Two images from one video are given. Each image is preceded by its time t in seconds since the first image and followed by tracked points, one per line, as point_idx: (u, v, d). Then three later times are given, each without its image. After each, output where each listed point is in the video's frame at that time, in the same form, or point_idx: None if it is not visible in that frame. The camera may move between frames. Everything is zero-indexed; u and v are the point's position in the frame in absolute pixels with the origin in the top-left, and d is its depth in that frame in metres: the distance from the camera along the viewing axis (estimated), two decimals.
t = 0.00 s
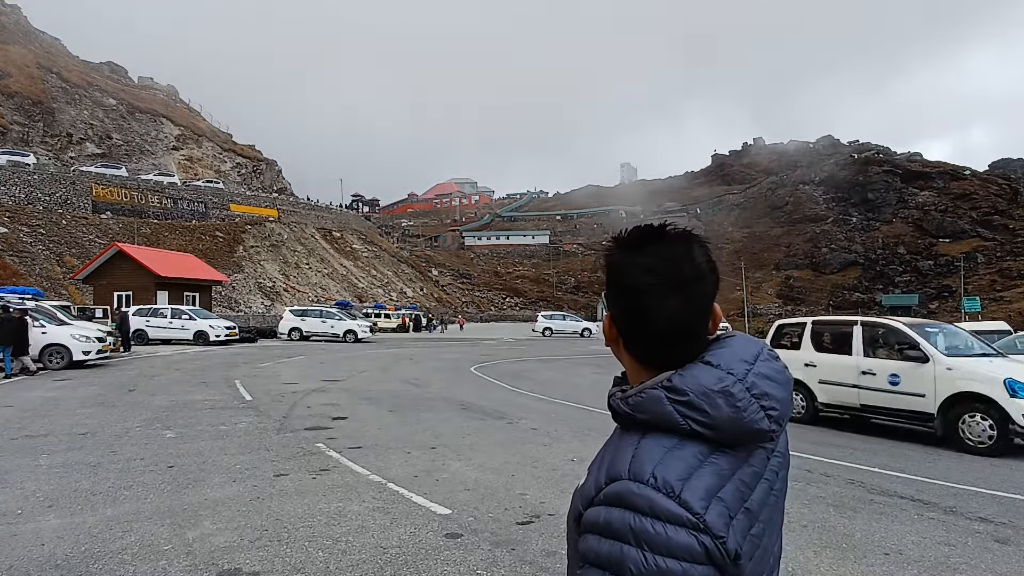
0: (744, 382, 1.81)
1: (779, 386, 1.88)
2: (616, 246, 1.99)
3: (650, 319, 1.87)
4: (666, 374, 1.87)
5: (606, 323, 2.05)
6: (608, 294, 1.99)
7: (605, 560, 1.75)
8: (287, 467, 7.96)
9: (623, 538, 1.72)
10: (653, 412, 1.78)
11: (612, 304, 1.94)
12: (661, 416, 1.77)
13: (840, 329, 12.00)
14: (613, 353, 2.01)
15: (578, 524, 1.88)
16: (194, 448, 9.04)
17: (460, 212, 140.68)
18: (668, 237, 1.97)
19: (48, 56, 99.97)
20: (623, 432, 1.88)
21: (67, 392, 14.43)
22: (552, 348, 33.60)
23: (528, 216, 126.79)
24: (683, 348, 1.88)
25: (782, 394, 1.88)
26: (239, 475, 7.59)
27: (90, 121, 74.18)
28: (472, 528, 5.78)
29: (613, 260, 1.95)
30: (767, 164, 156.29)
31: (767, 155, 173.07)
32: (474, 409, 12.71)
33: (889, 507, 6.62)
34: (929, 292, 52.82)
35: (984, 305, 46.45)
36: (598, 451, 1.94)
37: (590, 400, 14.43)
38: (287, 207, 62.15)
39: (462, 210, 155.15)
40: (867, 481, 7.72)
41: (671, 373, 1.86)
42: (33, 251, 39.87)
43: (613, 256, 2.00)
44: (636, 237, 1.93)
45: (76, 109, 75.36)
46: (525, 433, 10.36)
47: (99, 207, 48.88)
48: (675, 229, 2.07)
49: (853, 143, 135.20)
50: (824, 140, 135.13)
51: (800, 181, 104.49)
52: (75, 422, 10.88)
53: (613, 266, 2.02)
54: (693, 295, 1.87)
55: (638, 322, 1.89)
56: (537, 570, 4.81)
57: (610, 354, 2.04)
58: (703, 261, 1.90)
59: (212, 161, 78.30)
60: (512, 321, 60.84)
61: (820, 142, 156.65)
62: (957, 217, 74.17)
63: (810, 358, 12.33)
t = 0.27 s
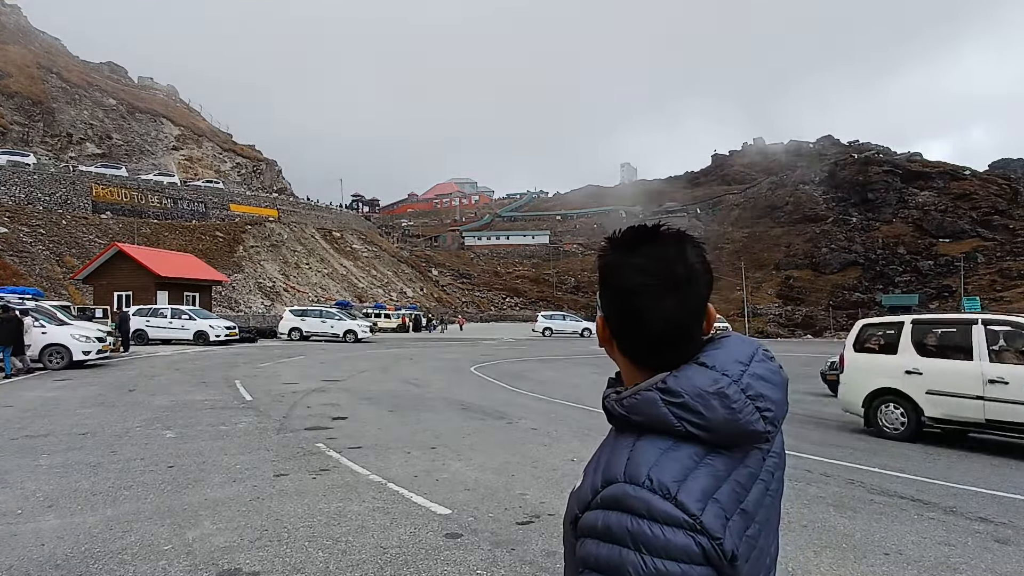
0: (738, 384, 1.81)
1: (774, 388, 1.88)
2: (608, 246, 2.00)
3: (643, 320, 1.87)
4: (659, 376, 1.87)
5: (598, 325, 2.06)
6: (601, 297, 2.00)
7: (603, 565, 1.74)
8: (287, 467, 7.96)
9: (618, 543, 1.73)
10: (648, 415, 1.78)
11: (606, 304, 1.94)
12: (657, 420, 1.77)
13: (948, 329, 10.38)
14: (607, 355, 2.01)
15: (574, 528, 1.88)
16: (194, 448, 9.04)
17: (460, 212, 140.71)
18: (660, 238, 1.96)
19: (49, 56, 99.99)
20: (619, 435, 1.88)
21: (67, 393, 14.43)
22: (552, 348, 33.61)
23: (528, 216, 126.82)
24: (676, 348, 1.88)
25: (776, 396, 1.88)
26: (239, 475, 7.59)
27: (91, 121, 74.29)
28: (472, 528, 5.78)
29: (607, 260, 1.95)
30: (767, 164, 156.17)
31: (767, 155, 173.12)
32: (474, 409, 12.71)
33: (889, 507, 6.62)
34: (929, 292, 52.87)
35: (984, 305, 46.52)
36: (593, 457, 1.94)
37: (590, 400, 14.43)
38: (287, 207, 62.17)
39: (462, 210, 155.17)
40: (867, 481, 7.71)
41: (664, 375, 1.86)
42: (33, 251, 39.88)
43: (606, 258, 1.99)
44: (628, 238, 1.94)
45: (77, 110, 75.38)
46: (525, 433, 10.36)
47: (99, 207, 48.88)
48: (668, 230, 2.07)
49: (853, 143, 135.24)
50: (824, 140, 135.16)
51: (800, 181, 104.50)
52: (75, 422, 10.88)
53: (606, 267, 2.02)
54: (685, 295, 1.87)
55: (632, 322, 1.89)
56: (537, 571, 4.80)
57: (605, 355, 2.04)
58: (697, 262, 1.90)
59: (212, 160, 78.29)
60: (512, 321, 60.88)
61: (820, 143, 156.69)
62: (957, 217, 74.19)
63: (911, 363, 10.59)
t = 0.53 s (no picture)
0: (740, 385, 1.81)
1: (777, 390, 1.88)
2: (609, 246, 2.00)
3: (645, 323, 1.87)
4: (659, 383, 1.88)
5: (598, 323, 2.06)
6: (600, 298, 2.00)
7: (603, 566, 1.74)
8: (287, 467, 7.96)
9: (619, 546, 1.73)
10: (649, 416, 1.79)
11: (605, 304, 1.95)
12: (657, 421, 1.78)
13: None
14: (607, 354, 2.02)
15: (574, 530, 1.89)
16: (194, 447, 9.04)
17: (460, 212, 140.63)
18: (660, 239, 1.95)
19: (48, 57, 99.93)
20: (619, 436, 1.88)
21: (67, 393, 14.42)
22: (552, 348, 33.59)
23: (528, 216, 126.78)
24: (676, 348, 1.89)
25: (780, 398, 1.88)
26: (239, 475, 7.59)
27: (91, 121, 74.28)
28: (472, 528, 5.78)
29: (608, 261, 1.95)
30: (768, 164, 155.98)
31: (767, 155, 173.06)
32: (474, 409, 12.69)
33: (889, 507, 6.63)
34: (929, 292, 52.91)
35: (984, 306, 46.58)
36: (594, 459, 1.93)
37: (590, 400, 14.43)
38: (287, 207, 62.14)
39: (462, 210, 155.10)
40: (867, 481, 7.71)
41: (666, 375, 1.86)
42: (33, 251, 39.84)
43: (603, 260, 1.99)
44: (630, 238, 1.93)
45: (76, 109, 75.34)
46: (526, 433, 10.36)
47: (99, 207, 48.84)
48: (672, 226, 2.07)
49: (853, 143, 135.25)
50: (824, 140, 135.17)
51: (800, 181, 104.47)
52: (75, 421, 10.88)
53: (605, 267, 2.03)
54: (685, 296, 1.86)
55: (632, 324, 1.90)
56: (538, 570, 4.81)
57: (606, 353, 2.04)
58: (699, 263, 1.91)
59: (212, 160, 78.24)
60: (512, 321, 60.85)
61: (819, 143, 156.65)
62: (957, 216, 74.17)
63: None
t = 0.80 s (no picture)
0: (748, 386, 1.80)
1: (784, 391, 1.88)
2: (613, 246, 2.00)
3: (654, 323, 1.87)
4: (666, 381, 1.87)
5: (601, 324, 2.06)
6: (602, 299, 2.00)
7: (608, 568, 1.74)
8: (286, 467, 7.96)
9: (624, 547, 1.73)
10: (655, 417, 1.79)
11: (612, 304, 1.94)
12: (665, 421, 1.77)
13: None
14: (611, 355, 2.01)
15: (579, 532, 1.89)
16: (194, 448, 9.04)
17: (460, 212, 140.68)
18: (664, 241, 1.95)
19: (48, 57, 99.92)
20: (627, 435, 1.87)
21: (67, 393, 14.42)
22: (552, 348, 33.61)
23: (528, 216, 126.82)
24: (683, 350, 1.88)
25: (785, 398, 1.88)
26: (239, 475, 7.59)
27: (91, 121, 74.27)
28: (472, 528, 5.77)
29: (614, 262, 1.94)
30: (767, 164, 155.93)
31: (767, 155, 173.08)
32: (474, 409, 12.69)
33: (889, 507, 6.62)
34: (929, 292, 52.95)
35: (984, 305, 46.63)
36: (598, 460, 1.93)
37: (590, 400, 14.44)
38: (287, 207, 62.18)
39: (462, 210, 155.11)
40: (867, 481, 7.71)
41: (672, 377, 1.86)
42: (33, 251, 39.85)
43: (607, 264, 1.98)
44: (633, 239, 1.93)
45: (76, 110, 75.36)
46: (526, 433, 10.35)
47: (99, 207, 48.85)
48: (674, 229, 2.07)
49: (853, 143, 135.31)
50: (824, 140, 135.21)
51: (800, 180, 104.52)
52: (76, 421, 10.89)
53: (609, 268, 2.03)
54: (690, 298, 1.87)
55: (640, 325, 1.90)
56: (539, 570, 4.81)
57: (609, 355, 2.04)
58: (706, 263, 1.90)
59: (212, 161, 78.27)
60: (512, 321, 60.90)
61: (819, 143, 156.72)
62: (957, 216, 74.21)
63: None
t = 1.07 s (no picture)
0: (767, 378, 1.83)
1: (796, 386, 1.92)
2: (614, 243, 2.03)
3: (692, 311, 1.87)
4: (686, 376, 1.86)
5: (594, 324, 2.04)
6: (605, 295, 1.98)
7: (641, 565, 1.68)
8: (286, 467, 7.95)
9: (658, 541, 1.68)
10: (676, 413, 1.78)
11: (642, 294, 1.91)
12: (686, 417, 1.78)
13: None
14: (603, 362, 1.98)
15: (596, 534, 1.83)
16: (194, 448, 9.05)
17: (460, 212, 140.66)
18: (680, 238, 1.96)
19: (48, 57, 99.90)
20: (645, 433, 1.87)
21: (67, 393, 14.41)
22: (552, 348, 33.61)
23: (528, 216, 126.85)
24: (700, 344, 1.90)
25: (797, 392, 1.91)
26: (239, 475, 7.59)
27: (91, 121, 74.28)
28: (471, 528, 5.78)
29: (639, 254, 1.93)
30: (768, 163, 155.83)
31: (767, 155, 173.12)
32: (474, 409, 12.69)
33: (888, 507, 6.62)
34: (929, 292, 52.97)
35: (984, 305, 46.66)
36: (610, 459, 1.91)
37: (590, 400, 14.44)
38: (287, 207, 62.19)
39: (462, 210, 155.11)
40: (866, 481, 7.72)
41: (695, 370, 1.86)
42: (33, 251, 39.85)
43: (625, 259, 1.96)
44: (654, 232, 1.94)
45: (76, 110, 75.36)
46: (527, 433, 10.35)
47: (99, 207, 48.84)
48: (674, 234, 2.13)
49: (853, 143, 135.34)
50: (824, 139, 135.22)
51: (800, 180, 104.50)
52: (76, 422, 10.89)
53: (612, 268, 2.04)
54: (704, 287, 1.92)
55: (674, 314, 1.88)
56: (539, 570, 4.81)
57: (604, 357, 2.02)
58: (723, 260, 1.96)
59: (212, 161, 78.28)
60: (512, 321, 60.91)
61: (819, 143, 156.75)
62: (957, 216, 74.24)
63: None
